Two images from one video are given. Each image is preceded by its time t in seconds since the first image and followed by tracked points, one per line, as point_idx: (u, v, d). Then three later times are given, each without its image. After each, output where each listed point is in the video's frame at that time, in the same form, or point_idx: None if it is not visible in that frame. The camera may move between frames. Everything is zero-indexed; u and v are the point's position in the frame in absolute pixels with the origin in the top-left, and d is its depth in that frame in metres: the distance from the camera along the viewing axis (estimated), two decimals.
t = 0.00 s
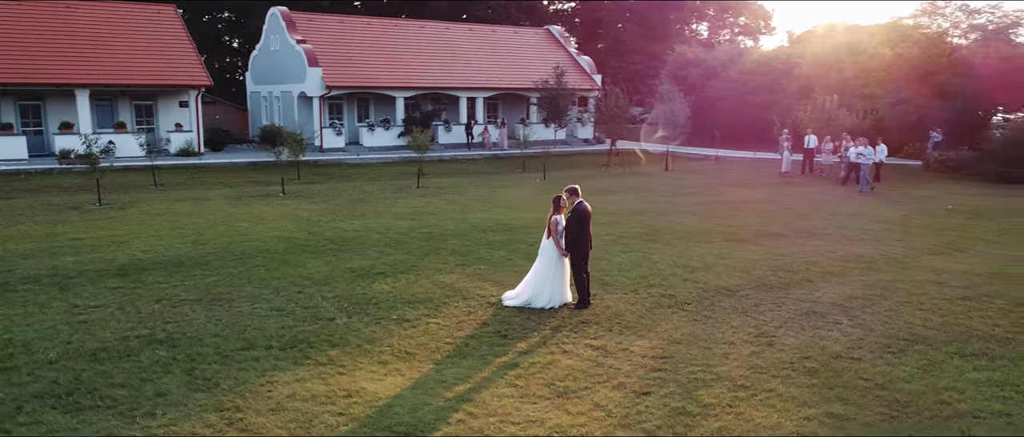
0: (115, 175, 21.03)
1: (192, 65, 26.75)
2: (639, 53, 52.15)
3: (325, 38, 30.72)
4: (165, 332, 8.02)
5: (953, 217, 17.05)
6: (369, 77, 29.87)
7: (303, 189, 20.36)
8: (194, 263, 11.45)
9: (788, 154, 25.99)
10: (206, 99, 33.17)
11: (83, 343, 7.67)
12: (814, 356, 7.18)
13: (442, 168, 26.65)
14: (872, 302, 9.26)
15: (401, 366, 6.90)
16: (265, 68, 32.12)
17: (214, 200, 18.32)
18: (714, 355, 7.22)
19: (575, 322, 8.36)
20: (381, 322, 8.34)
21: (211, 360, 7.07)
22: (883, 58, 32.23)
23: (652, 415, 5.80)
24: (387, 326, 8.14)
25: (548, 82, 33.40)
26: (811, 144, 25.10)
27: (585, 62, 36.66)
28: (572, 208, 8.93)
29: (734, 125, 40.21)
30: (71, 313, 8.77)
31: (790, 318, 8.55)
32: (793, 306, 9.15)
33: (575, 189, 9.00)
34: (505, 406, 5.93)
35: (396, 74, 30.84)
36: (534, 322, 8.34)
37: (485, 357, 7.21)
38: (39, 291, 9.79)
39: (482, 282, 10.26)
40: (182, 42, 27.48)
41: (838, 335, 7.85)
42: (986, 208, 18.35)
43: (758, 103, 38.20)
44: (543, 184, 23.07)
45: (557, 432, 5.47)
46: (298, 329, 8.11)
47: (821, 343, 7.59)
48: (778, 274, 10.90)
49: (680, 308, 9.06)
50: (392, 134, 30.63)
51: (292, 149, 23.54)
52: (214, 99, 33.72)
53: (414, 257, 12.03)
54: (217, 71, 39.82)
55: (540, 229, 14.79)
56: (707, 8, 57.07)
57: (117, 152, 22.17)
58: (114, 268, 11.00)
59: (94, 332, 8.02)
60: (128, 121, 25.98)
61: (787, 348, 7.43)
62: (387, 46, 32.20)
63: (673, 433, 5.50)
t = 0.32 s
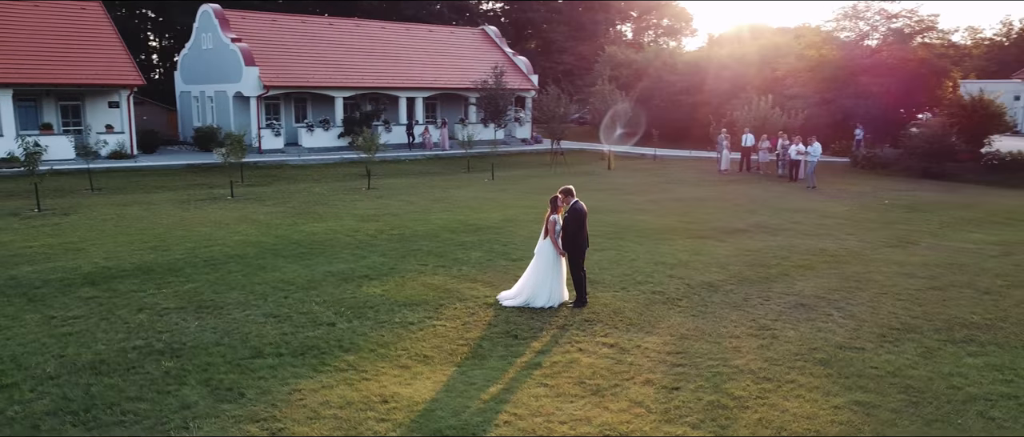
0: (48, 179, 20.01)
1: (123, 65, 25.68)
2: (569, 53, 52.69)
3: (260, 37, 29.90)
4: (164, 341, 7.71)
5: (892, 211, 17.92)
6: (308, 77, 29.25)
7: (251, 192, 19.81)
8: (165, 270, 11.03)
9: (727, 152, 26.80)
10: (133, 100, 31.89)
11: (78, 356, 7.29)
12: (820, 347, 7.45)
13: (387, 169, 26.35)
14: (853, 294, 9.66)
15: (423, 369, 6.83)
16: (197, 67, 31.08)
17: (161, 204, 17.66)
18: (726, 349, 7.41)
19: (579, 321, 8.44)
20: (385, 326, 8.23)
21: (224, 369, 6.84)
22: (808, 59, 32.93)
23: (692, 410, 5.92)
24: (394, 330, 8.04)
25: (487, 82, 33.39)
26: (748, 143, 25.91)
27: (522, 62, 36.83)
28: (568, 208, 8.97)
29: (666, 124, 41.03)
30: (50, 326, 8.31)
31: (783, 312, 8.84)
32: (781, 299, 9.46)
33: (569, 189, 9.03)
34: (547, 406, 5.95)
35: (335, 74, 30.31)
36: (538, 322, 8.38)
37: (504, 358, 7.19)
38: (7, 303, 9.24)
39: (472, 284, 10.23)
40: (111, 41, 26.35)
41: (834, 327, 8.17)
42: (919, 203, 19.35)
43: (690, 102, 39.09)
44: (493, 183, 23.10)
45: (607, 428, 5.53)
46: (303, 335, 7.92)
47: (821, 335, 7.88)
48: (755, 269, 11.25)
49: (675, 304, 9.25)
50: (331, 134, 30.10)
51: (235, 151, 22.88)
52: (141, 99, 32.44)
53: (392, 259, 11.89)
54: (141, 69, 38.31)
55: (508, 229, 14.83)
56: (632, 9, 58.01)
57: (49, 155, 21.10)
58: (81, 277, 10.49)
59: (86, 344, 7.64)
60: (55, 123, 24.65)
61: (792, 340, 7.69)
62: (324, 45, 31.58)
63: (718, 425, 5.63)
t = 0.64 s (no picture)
0: None
1: (55, 63, 24.55)
2: (506, 53, 52.75)
3: (198, 35, 29.01)
4: (163, 351, 7.44)
5: (840, 207, 18.63)
6: (249, 77, 28.53)
7: (201, 195, 19.23)
8: (137, 277, 10.62)
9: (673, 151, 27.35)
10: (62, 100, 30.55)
11: (77, 368, 6.98)
12: (821, 339, 7.71)
13: (336, 169, 25.92)
14: (834, 288, 10.02)
15: (445, 372, 6.78)
16: (130, 66, 29.96)
17: (110, 209, 16.99)
18: (733, 344, 7.60)
19: (581, 319, 8.51)
20: (390, 329, 8.14)
21: (239, 378, 6.65)
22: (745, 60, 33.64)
23: (724, 404, 6.06)
24: (401, 333, 7.95)
25: (431, 82, 33.18)
26: (693, 142, 26.50)
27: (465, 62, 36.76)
28: (563, 208, 8.98)
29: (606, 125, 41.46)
30: (33, 338, 7.90)
31: (775, 306, 9.11)
32: (768, 294, 9.73)
33: (563, 188, 9.03)
34: (582, 405, 6.00)
35: (277, 73, 29.64)
36: (541, 321, 8.42)
37: (521, 359, 7.20)
38: None
39: (461, 285, 10.19)
40: (41, 38, 25.14)
41: (828, 319, 8.45)
42: (861, 199, 20.18)
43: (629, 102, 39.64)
44: (447, 183, 23.00)
45: (649, 425, 5.60)
46: (308, 341, 7.75)
47: (819, 327, 8.15)
48: (730, 265, 11.56)
49: (668, 301, 9.42)
50: (275, 134, 29.44)
51: (181, 153, 22.18)
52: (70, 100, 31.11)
53: (371, 261, 11.74)
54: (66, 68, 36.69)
55: (478, 229, 14.81)
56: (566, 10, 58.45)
57: None
58: (49, 286, 10.02)
59: (81, 357, 7.32)
60: None
61: (793, 334, 7.93)
62: (264, 44, 30.84)
63: (753, 417, 5.78)
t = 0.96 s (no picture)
0: None
1: None
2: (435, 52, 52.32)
3: (125, 33, 27.83)
4: (166, 362, 7.15)
5: (785, 203, 19.27)
6: (182, 76, 27.54)
7: (142, 200, 18.43)
8: (107, 286, 10.14)
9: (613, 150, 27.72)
10: None
11: (80, 382, 6.65)
12: (820, 331, 8.00)
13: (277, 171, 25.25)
14: (811, 282, 10.39)
15: (469, 374, 6.74)
16: (51, 65, 28.48)
17: (48, 215, 16.11)
18: (738, 338, 7.81)
19: (583, 318, 8.58)
20: (396, 333, 8.03)
21: (260, 387, 6.46)
22: (677, 61, 34.24)
23: (754, 396, 6.23)
24: (410, 337, 7.86)
25: (368, 82, 32.71)
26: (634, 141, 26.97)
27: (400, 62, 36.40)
28: (558, 208, 9.00)
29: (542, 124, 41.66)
30: (19, 353, 7.47)
31: (763, 300, 9.38)
32: (752, 289, 10.02)
33: (558, 188, 9.04)
34: (619, 403, 6.06)
35: (211, 73, 28.70)
36: (545, 321, 8.46)
37: (540, 359, 7.22)
38: None
39: (450, 287, 10.11)
40: None
41: (818, 312, 8.76)
42: (802, 195, 20.93)
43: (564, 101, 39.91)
44: (394, 184, 22.68)
45: (693, 419, 5.72)
46: (316, 347, 7.58)
47: (813, 320, 8.45)
48: (705, 261, 11.82)
49: (660, 298, 9.58)
50: (209, 136, 28.50)
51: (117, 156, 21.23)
52: None
53: (348, 265, 11.52)
54: None
55: (443, 230, 14.69)
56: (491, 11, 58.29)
57: None
58: (14, 299, 9.45)
59: (79, 371, 6.96)
60: None
61: (790, 326, 8.20)
62: (195, 42, 29.82)
63: (787, 408, 5.96)
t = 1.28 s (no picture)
0: None
1: None
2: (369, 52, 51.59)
3: (54, 31, 26.63)
4: (173, 372, 6.91)
5: (738, 200, 19.77)
6: (117, 76, 26.52)
7: (86, 204, 17.62)
8: (80, 294, 9.69)
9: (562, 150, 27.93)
10: None
11: (88, 395, 6.38)
12: (815, 324, 8.27)
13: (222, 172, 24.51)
14: (791, 276, 10.70)
15: (492, 376, 6.73)
16: None
17: None
18: (740, 332, 8.01)
19: (583, 317, 8.65)
20: (401, 336, 7.94)
21: (282, 395, 6.32)
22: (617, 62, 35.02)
23: (775, 388, 6.41)
24: (418, 340, 7.78)
25: (310, 81, 32.11)
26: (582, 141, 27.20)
27: (339, 61, 35.84)
28: (554, 208, 9.02)
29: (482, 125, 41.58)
30: (8, 367, 7.11)
31: (751, 295, 9.63)
32: (736, 284, 10.26)
33: (553, 188, 9.03)
34: (650, 399, 6.15)
35: (147, 73, 27.71)
36: (547, 321, 8.49)
37: (556, 358, 7.25)
38: None
39: (440, 289, 10.03)
40: None
41: (808, 306, 9.05)
42: (751, 192, 21.52)
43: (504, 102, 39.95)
44: (345, 186, 22.31)
45: (727, 412, 5.87)
46: (325, 352, 7.43)
47: (805, 313, 8.72)
48: (682, 258, 12.03)
49: (651, 295, 9.73)
50: (146, 137, 27.51)
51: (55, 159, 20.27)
52: None
53: (328, 268, 11.29)
54: None
55: (412, 231, 14.54)
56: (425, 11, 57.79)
57: None
58: None
59: (82, 383, 6.68)
60: None
61: (786, 320, 8.45)
62: (128, 41, 28.74)
63: (810, 398, 6.17)
